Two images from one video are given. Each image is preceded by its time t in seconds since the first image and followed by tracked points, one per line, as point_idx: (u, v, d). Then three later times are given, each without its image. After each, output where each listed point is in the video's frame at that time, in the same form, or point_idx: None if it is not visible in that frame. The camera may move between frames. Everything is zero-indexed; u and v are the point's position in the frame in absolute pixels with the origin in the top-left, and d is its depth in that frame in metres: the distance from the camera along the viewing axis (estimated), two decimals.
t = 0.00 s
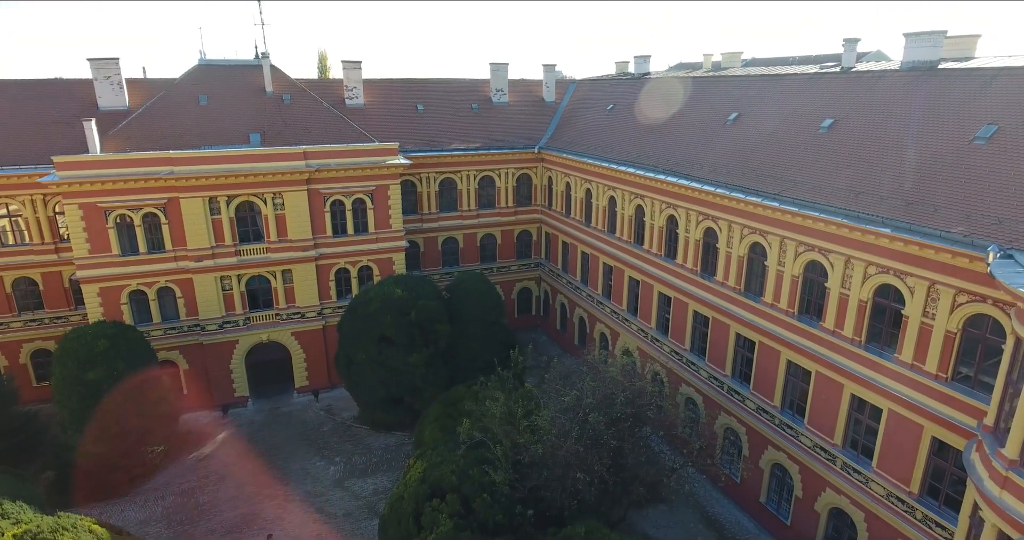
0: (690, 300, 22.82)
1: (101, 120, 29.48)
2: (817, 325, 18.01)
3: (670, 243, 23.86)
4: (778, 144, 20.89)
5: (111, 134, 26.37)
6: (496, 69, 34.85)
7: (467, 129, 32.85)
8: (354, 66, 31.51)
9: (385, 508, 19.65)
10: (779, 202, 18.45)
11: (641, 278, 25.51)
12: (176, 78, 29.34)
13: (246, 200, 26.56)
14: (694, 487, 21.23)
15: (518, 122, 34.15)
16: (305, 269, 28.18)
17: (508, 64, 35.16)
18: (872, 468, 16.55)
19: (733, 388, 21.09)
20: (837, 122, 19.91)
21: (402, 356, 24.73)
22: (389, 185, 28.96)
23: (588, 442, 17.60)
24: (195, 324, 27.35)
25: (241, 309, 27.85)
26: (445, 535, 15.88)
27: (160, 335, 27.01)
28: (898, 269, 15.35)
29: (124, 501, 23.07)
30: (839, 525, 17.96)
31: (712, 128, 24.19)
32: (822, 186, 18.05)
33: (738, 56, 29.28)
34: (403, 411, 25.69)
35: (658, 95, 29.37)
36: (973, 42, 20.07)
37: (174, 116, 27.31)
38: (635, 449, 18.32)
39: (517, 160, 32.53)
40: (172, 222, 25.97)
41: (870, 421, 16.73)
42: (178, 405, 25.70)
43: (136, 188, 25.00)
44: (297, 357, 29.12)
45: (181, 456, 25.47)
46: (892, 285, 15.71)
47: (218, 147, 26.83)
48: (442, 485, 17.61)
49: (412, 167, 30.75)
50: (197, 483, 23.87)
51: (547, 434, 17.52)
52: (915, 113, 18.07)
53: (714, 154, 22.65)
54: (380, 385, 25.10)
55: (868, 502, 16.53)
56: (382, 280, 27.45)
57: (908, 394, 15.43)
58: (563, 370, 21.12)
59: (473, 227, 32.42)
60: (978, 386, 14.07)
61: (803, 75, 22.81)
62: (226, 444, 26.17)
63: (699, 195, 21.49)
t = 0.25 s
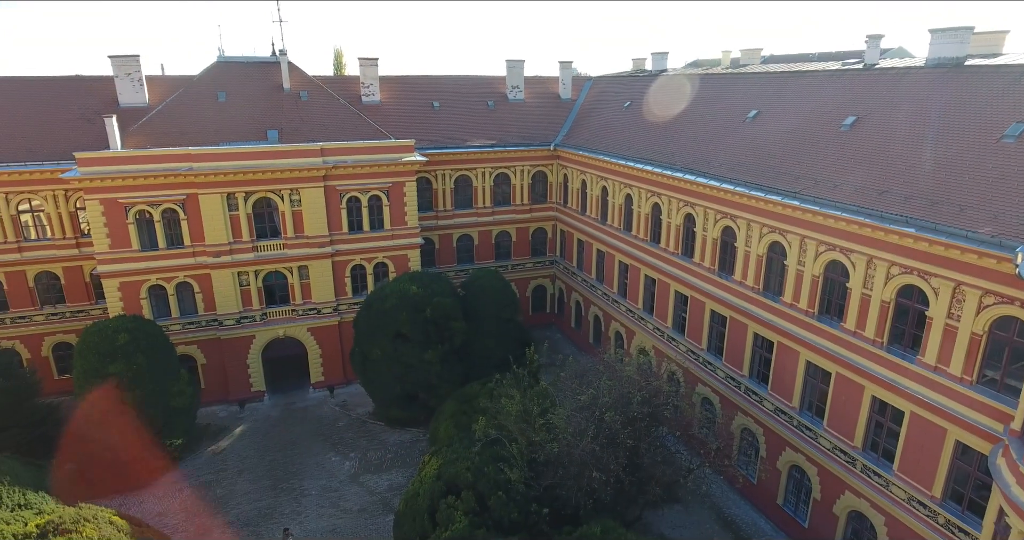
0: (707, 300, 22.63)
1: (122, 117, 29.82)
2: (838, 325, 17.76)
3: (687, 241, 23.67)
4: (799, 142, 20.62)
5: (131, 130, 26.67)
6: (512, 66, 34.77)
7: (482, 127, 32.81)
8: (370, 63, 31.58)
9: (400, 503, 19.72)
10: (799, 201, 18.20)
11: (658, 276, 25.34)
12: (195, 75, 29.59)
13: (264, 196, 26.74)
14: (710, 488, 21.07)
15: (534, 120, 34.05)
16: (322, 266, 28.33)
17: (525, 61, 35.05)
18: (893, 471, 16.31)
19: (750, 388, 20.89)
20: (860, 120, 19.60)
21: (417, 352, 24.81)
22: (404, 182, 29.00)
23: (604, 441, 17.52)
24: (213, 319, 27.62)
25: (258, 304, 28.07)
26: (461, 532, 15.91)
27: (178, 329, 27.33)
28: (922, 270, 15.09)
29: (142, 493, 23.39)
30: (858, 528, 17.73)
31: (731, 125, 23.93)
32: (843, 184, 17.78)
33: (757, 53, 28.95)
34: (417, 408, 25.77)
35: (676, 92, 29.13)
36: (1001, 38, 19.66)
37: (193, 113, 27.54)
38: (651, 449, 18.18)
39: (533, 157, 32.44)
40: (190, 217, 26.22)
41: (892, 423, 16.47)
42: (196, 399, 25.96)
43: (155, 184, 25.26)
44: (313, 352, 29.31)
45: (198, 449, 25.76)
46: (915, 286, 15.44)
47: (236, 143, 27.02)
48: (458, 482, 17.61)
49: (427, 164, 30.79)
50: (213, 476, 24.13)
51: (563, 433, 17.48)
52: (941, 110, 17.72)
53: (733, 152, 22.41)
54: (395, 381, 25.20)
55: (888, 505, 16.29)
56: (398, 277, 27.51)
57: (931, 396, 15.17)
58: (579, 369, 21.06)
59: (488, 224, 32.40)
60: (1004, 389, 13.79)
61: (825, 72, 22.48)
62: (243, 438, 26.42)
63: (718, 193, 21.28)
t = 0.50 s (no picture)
0: (725, 299, 22.42)
1: (143, 113, 30.16)
2: (860, 326, 17.49)
3: (705, 240, 23.46)
4: (821, 140, 20.32)
5: (152, 126, 26.96)
6: (529, 63, 34.65)
7: (499, 123, 32.75)
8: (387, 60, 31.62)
9: (415, 500, 19.81)
10: (821, 200, 17.94)
11: (675, 274, 25.16)
12: (215, 72, 29.83)
13: (282, 192, 26.91)
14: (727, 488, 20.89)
15: (551, 117, 33.92)
16: (338, 262, 28.47)
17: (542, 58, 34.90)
18: (916, 475, 16.05)
19: (769, 389, 20.68)
20: (884, 118, 19.25)
21: (433, 349, 24.88)
22: (421, 179, 29.03)
23: (620, 440, 17.43)
24: (231, 314, 27.89)
25: (275, 300, 28.29)
26: (477, 530, 15.97)
27: (197, 324, 27.64)
28: (948, 270, 14.81)
29: (162, 485, 23.73)
30: (878, 532, 17.50)
31: (751, 123, 23.64)
32: (867, 183, 17.47)
33: (778, 50, 28.58)
34: (432, 405, 25.85)
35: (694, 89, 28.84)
36: None
37: (212, 109, 27.77)
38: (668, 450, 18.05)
39: (549, 155, 32.33)
40: (209, 213, 26.46)
41: (915, 426, 16.19)
42: (215, 393, 26.25)
43: (176, 180, 25.51)
44: (329, 348, 29.50)
45: (216, 442, 26.06)
46: (941, 287, 15.15)
47: (255, 139, 27.21)
48: (474, 479, 17.64)
49: (444, 161, 30.80)
50: (231, 469, 24.39)
51: (580, 431, 17.43)
52: (968, 108, 17.35)
53: (753, 150, 22.14)
54: (411, 377, 25.28)
55: (910, 510, 16.03)
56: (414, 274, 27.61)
57: (956, 399, 14.88)
58: (595, 367, 20.98)
59: (503, 221, 32.37)
60: None
61: (848, 69, 22.11)
62: (260, 432, 26.68)
63: (738, 191, 21.05)
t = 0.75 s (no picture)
0: (746, 298, 22.17)
1: (165, 110, 30.49)
2: (884, 327, 17.18)
3: (725, 238, 23.21)
4: (846, 138, 19.96)
5: (174, 123, 27.25)
6: (547, 60, 34.49)
7: (517, 120, 32.64)
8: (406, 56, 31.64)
9: (432, 496, 19.88)
10: (846, 199, 17.64)
11: (694, 273, 24.97)
12: (235, 68, 30.05)
13: (301, 188, 27.07)
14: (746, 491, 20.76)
15: (569, 114, 33.75)
16: (356, 258, 28.60)
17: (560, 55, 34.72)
18: (940, 479, 15.76)
19: (789, 389, 20.44)
20: (911, 115, 18.86)
21: (450, 346, 24.93)
22: (439, 176, 29.03)
23: (638, 439, 17.31)
24: (250, 309, 28.15)
25: (294, 295, 28.49)
26: (494, 527, 15.99)
27: (217, 318, 27.95)
28: (977, 271, 14.48)
29: (182, 478, 24.07)
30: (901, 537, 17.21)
31: (773, 120, 23.30)
32: (894, 182, 17.12)
33: (801, 46, 28.14)
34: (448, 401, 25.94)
35: (715, 86, 28.51)
36: None
37: (233, 106, 28.00)
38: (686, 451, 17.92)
39: (567, 152, 32.18)
40: (229, 209, 26.70)
41: (940, 430, 15.87)
42: (234, 387, 26.54)
43: (197, 175, 25.77)
44: (346, 344, 29.66)
45: (235, 436, 26.37)
46: (969, 288, 14.83)
47: (274, 136, 27.40)
48: (491, 476, 17.65)
49: (461, 158, 30.78)
50: (250, 462, 24.65)
51: (597, 431, 17.35)
52: (1000, 105, 16.92)
53: (775, 148, 21.85)
54: (427, 374, 25.36)
55: (935, 515, 15.74)
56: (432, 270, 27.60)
57: (984, 403, 14.55)
58: (613, 366, 20.87)
59: (520, 219, 32.30)
60: None
61: (874, 66, 21.69)
62: (278, 426, 26.93)
63: (759, 189, 20.79)
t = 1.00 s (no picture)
0: (767, 298, 21.90)
1: (187, 106, 30.84)
2: (910, 329, 16.85)
3: (746, 238, 22.95)
4: (872, 136, 19.59)
5: (196, 119, 27.54)
6: (566, 56, 34.32)
7: (535, 118, 32.53)
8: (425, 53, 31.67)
9: (449, 492, 19.94)
10: (872, 198, 17.32)
11: (713, 272, 24.74)
12: (256, 65, 30.29)
13: (320, 185, 27.23)
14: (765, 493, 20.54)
15: (587, 111, 33.56)
16: (374, 254, 28.73)
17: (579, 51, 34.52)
18: (967, 485, 15.43)
19: (810, 391, 20.17)
20: (940, 113, 18.44)
21: (468, 342, 24.96)
22: (457, 172, 29.03)
23: (656, 439, 17.18)
24: (270, 304, 28.41)
25: (312, 291, 28.68)
26: (511, 525, 15.99)
27: (237, 313, 28.25)
28: (1008, 273, 14.12)
29: (202, 470, 24.39)
30: None
31: (797, 118, 22.95)
32: (921, 181, 16.76)
33: (825, 42, 27.70)
34: (465, 398, 25.99)
35: (736, 83, 28.16)
36: None
37: (254, 102, 28.24)
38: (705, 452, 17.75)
39: (586, 149, 32.02)
40: (250, 205, 26.95)
41: (967, 435, 15.54)
42: (253, 381, 26.83)
43: (218, 171, 26.04)
44: (364, 339, 29.83)
45: (255, 430, 26.66)
46: (999, 290, 14.47)
47: (295, 132, 27.59)
48: (508, 474, 17.64)
49: (480, 155, 30.76)
50: (269, 456, 24.91)
51: (616, 430, 17.25)
52: None
53: (798, 146, 21.52)
54: (445, 370, 25.43)
55: (961, 521, 15.43)
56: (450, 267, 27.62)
57: (1013, 408, 14.20)
58: (632, 364, 20.75)
59: (538, 216, 32.22)
60: None
61: (901, 62, 21.26)
62: (296, 420, 27.17)
63: (782, 188, 20.49)
